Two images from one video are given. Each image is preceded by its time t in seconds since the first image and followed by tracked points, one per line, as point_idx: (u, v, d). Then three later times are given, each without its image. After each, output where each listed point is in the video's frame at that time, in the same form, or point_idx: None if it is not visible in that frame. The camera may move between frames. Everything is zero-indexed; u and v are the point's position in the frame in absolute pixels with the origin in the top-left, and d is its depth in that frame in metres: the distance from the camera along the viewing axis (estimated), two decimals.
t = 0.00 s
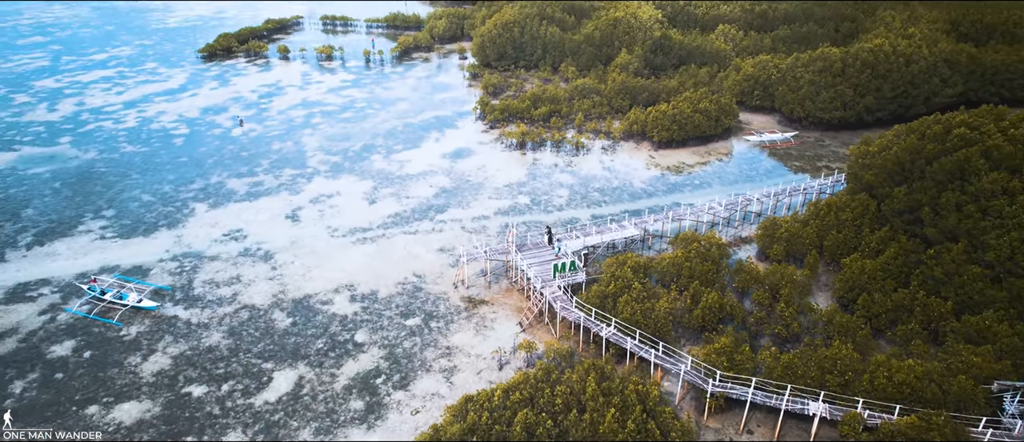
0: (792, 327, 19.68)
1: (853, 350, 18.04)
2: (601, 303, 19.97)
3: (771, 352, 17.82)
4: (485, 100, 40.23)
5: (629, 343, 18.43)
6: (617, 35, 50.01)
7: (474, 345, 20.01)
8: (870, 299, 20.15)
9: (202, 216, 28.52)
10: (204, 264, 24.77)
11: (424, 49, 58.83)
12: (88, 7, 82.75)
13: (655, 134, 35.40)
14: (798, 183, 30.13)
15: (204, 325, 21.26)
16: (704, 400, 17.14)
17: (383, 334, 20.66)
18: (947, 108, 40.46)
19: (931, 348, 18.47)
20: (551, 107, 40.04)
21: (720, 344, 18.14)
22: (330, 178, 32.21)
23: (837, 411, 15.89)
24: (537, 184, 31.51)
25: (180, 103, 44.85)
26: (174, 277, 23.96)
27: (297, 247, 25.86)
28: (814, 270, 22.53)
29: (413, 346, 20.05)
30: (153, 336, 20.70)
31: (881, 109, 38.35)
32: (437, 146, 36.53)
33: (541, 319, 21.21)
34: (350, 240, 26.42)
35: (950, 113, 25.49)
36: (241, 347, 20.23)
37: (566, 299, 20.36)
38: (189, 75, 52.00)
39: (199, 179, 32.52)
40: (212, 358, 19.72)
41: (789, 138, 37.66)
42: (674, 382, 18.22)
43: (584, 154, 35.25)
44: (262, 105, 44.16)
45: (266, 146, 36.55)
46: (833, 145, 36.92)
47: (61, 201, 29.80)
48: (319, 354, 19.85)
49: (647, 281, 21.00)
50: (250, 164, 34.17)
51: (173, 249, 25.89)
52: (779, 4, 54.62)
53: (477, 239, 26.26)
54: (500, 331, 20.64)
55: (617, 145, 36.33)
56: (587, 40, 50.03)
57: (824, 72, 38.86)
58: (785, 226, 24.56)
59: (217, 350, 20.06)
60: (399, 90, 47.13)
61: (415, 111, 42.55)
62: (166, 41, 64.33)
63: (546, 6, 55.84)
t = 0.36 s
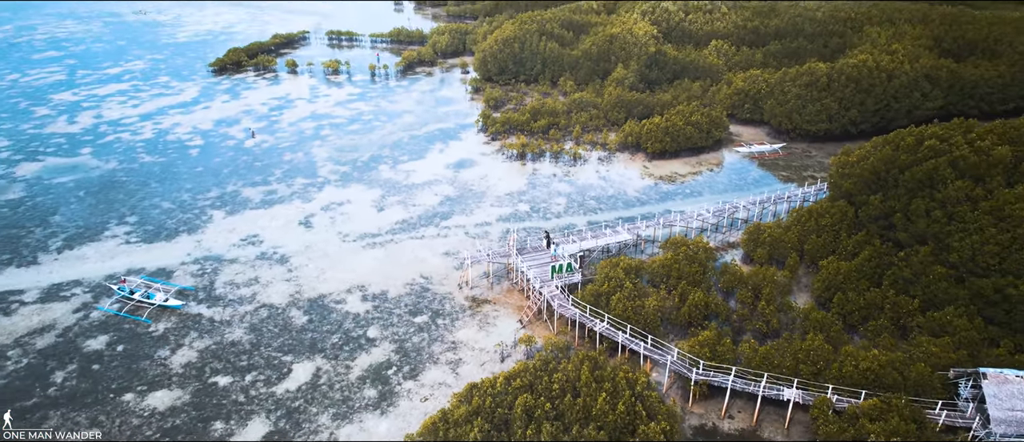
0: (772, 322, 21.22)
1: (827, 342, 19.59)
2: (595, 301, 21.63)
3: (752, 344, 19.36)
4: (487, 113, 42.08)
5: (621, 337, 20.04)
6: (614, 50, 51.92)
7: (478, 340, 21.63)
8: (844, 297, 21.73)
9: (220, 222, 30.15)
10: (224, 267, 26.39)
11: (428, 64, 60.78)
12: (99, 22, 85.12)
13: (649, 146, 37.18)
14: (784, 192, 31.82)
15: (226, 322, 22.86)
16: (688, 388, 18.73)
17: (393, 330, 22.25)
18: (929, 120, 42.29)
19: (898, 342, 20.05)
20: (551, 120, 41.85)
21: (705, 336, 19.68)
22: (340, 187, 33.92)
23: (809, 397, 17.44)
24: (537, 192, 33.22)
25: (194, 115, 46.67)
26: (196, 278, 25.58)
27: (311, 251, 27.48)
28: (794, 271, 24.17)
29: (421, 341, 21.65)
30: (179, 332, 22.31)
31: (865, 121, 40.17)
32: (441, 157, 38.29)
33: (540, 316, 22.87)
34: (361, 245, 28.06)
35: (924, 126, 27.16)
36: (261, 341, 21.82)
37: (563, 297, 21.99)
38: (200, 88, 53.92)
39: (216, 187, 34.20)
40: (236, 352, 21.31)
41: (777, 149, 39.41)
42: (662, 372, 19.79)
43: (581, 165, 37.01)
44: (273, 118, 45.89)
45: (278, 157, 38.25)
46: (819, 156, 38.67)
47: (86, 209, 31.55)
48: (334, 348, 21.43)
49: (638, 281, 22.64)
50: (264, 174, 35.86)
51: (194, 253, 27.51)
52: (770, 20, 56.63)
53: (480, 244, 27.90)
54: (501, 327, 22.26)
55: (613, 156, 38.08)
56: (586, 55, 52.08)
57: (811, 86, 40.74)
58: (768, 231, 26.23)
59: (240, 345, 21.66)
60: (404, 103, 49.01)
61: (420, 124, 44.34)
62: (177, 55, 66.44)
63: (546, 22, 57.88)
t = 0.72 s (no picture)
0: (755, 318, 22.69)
1: (805, 336, 21.06)
2: (590, 299, 23.21)
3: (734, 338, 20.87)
4: (488, 124, 43.83)
5: (613, 331, 21.59)
6: (610, 63, 53.66)
7: (481, 336, 23.18)
8: (823, 295, 23.24)
9: (235, 228, 31.75)
10: (241, 269, 27.96)
11: (430, 76, 62.63)
12: (110, 35, 87.30)
13: (643, 156, 38.90)
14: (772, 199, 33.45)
15: (246, 319, 24.41)
16: (676, 378, 20.26)
17: (402, 326, 23.82)
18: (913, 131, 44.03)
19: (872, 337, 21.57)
20: (550, 131, 43.59)
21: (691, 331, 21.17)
22: (349, 195, 35.57)
23: (786, 384, 18.96)
24: (537, 200, 34.87)
25: (206, 126, 48.38)
26: (216, 279, 27.15)
27: (323, 255, 29.07)
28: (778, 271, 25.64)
29: (428, 337, 23.21)
30: (202, 329, 23.86)
31: (851, 132, 41.89)
32: (444, 166, 39.96)
33: (539, 314, 24.42)
34: (370, 249, 29.66)
35: (901, 137, 28.78)
36: (279, 337, 23.36)
37: (561, 296, 23.53)
38: (211, 99, 55.67)
39: (230, 194, 35.82)
40: (256, 346, 22.85)
41: (767, 158, 41.08)
42: (651, 365, 21.34)
43: (579, 173, 38.72)
44: (282, 128, 47.54)
45: (288, 166, 39.90)
46: (806, 165, 40.37)
47: (108, 215, 33.22)
48: (348, 343, 22.98)
49: (630, 281, 24.20)
50: (275, 182, 37.47)
51: (212, 256, 29.09)
52: (763, 33, 58.30)
53: (483, 248, 29.49)
54: (503, 324, 23.81)
55: (609, 166, 39.77)
56: (584, 68, 53.98)
57: (799, 98, 42.43)
58: (754, 234, 27.74)
59: (259, 340, 23.19)
60: (408, 115, 50.78)
61: (424, 134, 46.08)
62: (187, 67, 68.35)
63: (545, 36, 59.81)
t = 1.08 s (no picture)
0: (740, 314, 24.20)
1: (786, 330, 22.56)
2: (586, 298, 24.74)
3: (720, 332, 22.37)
4: (490, 134, 45.51)
5: (607, 327, 23.11)
6: (608, 74, 55.38)
7: (483, 332, 24.70)
8: (804, 294, 24.75)
9: (249, 232, 33.31)
10: (256, 270, 29.50)
11: (433, 87, 64.44)
12: (119, 47, 89.43)
13: (638, 164, 40.57)
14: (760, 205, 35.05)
15: (262, 316, 25.93)
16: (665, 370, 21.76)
17: (409, 323, 25.35)
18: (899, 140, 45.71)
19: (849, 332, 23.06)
20: (549, 140, 45.23)
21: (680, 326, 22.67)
22: (356, 201, 37.19)
23: (767, 374, 20.43)
24: (536, 206, 36.47)
25: (216, 135, 50.06)
26: (232, 280, 28.66)
27: (333, 257, 30.63)
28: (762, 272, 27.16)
29: (434, 333, 24.73)
30: (221, 326, 25.37)
31: (838, 141, 43.56)
32: (447, 174, 41.60)
33: (538, 312, 25.93)
34: (377, 252, 31.25)
35: (880, 145, 30.40)
36: (294, 333, 24.86)
37: (558, 294, 25.02)
38: (220, 110, 57.41)
39: (242, 200, 37.40)
40: (272, 341, 24.35)
41: (757, 166, 42.70)
42: (642, 358, 22.85)
43: (576, 180, 40.38)
44: (290, 138, 49.20)
45: (298, 173, 41.52)
46: (795, 172, 42.01)
47: (127, 220, 34.86)
48: (359, 338, 24.49)
49: (624, 281, 25.71)
50: (286, 188, 39.07)
51: (227, 259, 30.62)
52: (755, 44, 60.04)
53: (485, 251, 31.05)
54: (504, 321, 25.34)
55: (605, 173, 41.41)
56: (582, 80, 55.77)
57: (788, 108, 44.10)
58: (742, 238, 29.27)
59: (275, 336, 24.69)
60: (412, 125, 52.50)
61: (427, 143, 47.77)
62: (196, 78, 70.26)
63: (544, 48, 61.68)
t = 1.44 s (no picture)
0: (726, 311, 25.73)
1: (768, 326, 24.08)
2: (582, 297, 26.36)
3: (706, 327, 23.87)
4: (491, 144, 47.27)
5: (601, 323, 24.73)
6: (605, 86, 57.21)
7: (486, 330, 26.28)
8: (788, 293, 26.29)
9: (262, 237, 34.97)
10: (270, 273, 31.12)
11: (436, 98, 66.32)
12: (129, 59, 91.60)
13: (633, 173, 42.31)
14: (750, 211, 36.76)
15: (277, 315, 27.51)
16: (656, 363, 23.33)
17: (415, 322, 26.94)
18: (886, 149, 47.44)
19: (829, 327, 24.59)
20: (548, 150, 46.98)
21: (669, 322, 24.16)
22: (364, 208, 38.87)
23: (749, 366, 21.99)
24: (536, 212, 38.16)
25: (227, 145, 51.84)
26: (248, 282, 30.28)
27: (343, 261, 32.25)
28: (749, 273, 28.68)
29: (439, 330, 26.31)
30: (239, 324, 26.95)
31: (826, 150, 45.31)
32: (451, 182, 43.32)
33: (537, 311, 27.55)
34: (385, 255, 32.91)
35: (861, 155, 32.11)
36: (308, 330, 26.45)
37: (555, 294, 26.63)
38: (230, 120, 59.19)
39: (254, 207, 39.07)
40: (287, 338, 25.92)
41: (748, 174, 44.42)
42: (634, 352, 24.43)
43: (574, 188, 42.10)
44: (299, 147, 50.96)
45: (307, 182, 43.23)
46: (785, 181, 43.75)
47: (146, 226, 36.56)
48: (369, 335, 26.07)
49: (617, 282, 27.35)
50: (296, 196, 40.74)
51: (242, 262, 32.24)
52: (748, 57, 61.91)
53: (487, 255, 32.69)
54: (505, 320, 26.93)
55: (602, 181, 43.11)
56: (580, 91, 57.65)
57: (778, 119, 45.86)
58: (730, 242, 30.81)
59: (289, 333, 26.28)
60: (416, 135, 54.29)
61: (431, 153, 49.54)
62: (205, 90, 72.19)
63: (544, 61, 63.61)
